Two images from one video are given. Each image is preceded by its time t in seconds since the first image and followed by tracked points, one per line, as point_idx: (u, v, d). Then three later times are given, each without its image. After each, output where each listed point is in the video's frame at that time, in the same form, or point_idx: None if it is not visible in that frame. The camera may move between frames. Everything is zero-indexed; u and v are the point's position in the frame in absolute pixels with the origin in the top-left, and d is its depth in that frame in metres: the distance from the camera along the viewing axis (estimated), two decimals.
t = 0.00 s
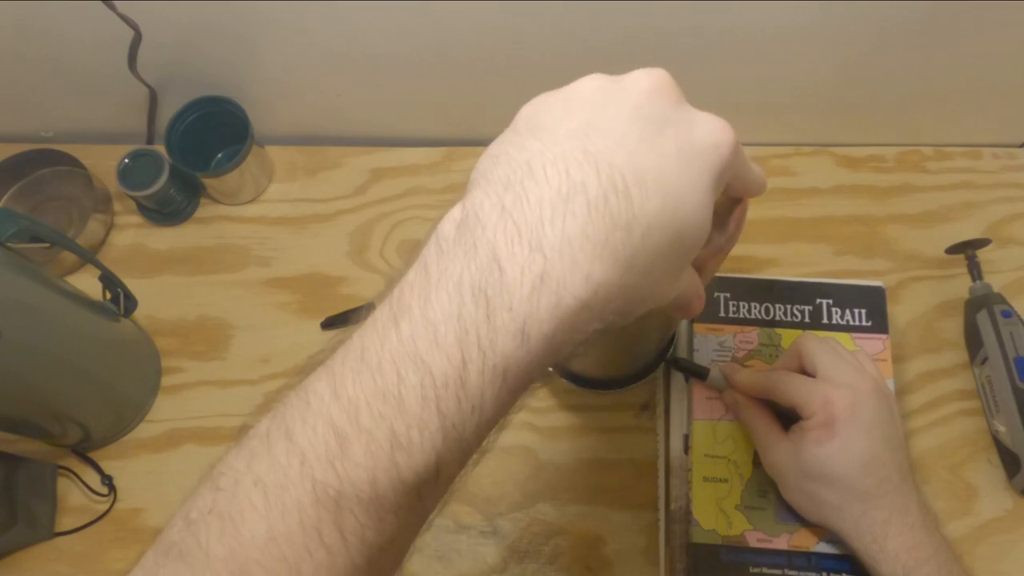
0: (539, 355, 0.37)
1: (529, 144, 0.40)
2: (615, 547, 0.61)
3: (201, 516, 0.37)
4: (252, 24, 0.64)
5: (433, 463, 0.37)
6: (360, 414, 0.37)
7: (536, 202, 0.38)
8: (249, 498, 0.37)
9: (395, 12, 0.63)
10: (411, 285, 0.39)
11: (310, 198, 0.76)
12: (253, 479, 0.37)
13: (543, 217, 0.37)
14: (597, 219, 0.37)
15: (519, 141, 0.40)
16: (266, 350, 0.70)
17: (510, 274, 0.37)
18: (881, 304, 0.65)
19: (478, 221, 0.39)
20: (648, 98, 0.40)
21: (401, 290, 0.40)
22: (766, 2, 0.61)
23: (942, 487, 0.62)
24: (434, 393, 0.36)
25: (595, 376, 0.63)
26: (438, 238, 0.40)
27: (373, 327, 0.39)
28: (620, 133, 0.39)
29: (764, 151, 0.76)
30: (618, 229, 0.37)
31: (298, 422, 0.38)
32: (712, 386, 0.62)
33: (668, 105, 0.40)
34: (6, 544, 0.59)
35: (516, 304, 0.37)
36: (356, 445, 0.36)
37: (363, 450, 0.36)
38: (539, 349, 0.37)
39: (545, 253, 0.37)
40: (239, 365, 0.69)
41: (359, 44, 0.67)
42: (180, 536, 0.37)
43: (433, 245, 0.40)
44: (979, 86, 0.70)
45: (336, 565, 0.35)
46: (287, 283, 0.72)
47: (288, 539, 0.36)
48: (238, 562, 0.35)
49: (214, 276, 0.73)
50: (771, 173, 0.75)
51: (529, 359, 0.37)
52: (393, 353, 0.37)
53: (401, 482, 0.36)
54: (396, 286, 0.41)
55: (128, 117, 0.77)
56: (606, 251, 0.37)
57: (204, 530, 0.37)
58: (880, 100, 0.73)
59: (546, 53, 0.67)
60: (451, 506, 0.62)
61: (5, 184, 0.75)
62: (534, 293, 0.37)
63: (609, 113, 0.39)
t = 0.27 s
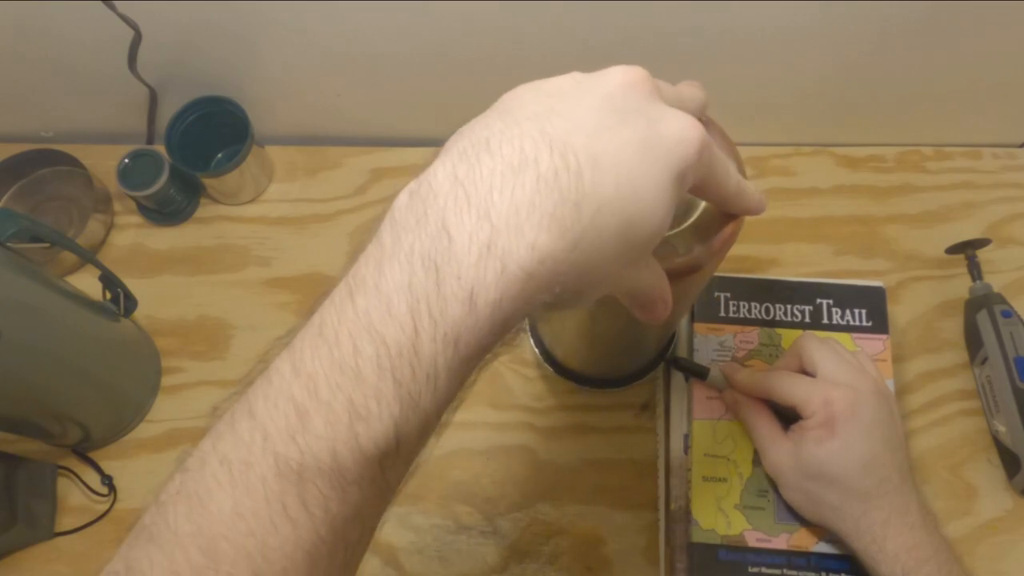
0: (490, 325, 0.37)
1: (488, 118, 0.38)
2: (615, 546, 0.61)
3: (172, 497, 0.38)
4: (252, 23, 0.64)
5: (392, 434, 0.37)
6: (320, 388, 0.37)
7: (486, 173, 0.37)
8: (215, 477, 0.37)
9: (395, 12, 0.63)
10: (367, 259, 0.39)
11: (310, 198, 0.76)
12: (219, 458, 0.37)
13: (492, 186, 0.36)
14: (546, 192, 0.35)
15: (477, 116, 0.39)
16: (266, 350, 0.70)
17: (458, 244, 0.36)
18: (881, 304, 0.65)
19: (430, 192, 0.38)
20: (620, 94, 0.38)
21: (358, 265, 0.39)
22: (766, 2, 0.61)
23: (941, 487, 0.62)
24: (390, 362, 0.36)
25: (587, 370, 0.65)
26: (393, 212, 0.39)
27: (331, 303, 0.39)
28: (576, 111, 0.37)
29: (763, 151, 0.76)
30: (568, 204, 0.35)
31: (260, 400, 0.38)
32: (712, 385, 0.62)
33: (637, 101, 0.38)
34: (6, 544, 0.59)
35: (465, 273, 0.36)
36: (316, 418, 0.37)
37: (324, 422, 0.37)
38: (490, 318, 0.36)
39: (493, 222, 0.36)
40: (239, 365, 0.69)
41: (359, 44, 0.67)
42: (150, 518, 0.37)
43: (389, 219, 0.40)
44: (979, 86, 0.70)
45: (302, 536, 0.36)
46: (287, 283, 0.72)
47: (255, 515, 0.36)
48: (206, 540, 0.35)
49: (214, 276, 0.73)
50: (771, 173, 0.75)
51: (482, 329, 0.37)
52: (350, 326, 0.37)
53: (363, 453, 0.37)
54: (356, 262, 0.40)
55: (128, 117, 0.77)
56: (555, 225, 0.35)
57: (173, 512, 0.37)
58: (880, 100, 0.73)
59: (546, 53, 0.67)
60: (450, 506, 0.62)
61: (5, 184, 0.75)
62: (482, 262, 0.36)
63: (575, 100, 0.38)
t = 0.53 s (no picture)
0: (501, 357, 0.38)
1: (496, 149, 0.40)
2: (615, 546, 0.61)
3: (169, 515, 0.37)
4: (252, 23, 0.64)
5: (397, 462, 0.37)
6: (323, 414, 0.36)
7: (500, 208, 0.38)
8: (214, 497, 0.36)
9: (395, 12, 0.63)
10: (374, 284, 0.38)
11: (310, 198, 0.76)
12: (219, 476, 0.37)
13: (507, 223, 0.37)
14: (558, 229, 0.37)
15: (485, 147, 0.40)
16: (266, 350, 0.70)
17: (471, 277, 0.37)
18: (881, 304, 0.65)
19: (440, 223, 0.38)
20: (623, 113, 0.39)
21: (364, 288, 0.39)
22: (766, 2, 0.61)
23: (941, 487, 0.62)
24: (397, 393, 0.36)
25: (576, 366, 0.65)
26: (401, 236, 0.39)
27: (335, 326, 0.38)
28: (585, 142, 0.39)
29: (763, 151, 0.76)
30: (578, 241, 0.37)
31: (262, 420, 0.38)
32: (712, 385, 0.62)
33: (637, 119, 0.39)
34: (6, 544, 0.59)
35: (480, 309, 0.37)
36: (320, 442, 0.36)
37: (327, 448, 0.36)
38: (501, 351, 0.37)
39: (509, 260, 0.37)
40: (239, 365, 0.69)
41: (359, 44, 0.67)
42: (145, 533, 0.37)
43: (394, 245, 0.40)
44: (979, 86, 0.70)
45: (302, 561, 0.35)
46: (287, 283, 0.72)
47: (253, 536, 0.35)
48: (203, 560, 0.35)
49: (214, 276, 0.73)
50: (771, 173, 0.75)
51: (492, 360, 0.37)
52: (356, 352, 0.37)
53: (366, 479, 0.36)
54: (361, 284, 0.40)
55: (128, 117, 0.77)
56: (567, 261, 0.37)
57: (170, 530, 0.36)
58: (880, 100, 0.73)
59: (546, 53, 0.67)
60: (451, 506, 0.62)
61: (5, 184, 0.75)
62: (495, 299, 0.37)
63: (580, 123, 0.39)
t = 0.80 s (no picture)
0: (573, 400, 0.39)
1: (557, 183, 0.41)
2: (615, 546, 0.61)
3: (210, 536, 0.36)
4: (253, 23, 0.64)
5: (461, 499, 0.37)
6: (391, 450, 0.36)
7: (576, 251, 0.39)
8: (266, 521, 0.36)
9: (395, 12, 0.63)
10: (443, 323, 0.39)
11: (310, 198, 0.76)
12: (271, 502, 0.36)
13: (585, 270, 0.39)
14: (634, 271, 0.39)
15: (544, 181, 0.41)
16: (266, 350, 0.70)
17: (554, 325, 0.38)
18: (881, 305, 0.65)
19: (514, 266, 0.39)
20: (655, 114, 0.41)
21: (430, 325, 0.39)
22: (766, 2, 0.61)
23: (942, 487, 0.62)
24: (472, 436, 0.37)
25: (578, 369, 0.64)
26: (468, 275, 0.40)
27: (400, 360, 0.38)
28: (647, 172, 0.40)
29: (763, 151, 0.76)
30: (650, 282, 0.39)
31: (319, 451, 0.37)
32: (712, 386, 0.62)
33: (671, 113, 0.41)
34: (6, 544, 0.59)
35: (561, 356, 0.38)
36: (387, 480, 0.36)
37: (393, 485, 0.36)
38: (571, 394, 0.39)
39: (589, 307, 0.38)
40: (239, 364, 0.69)
41: (359, 44, 0.67)
42: (171, 545, 0.37)
43: (461, 283, 0.40)
44: (979, 86, 0.70)
45: None
46: (287, 282, 0.72)
47: (308, 565, 0.35)
48: None
49: (214, 276, 0.73)
50: (770, 173, 0.75)
51: (563, 402, 0.38)
52: (429, 393, 0.37)
53: (430, 517, 0.37)
54: (421, 318, 0.40)
55: (128, 117, 0.77)
56: (641, 303, 0.39)
57: (216, 549, 0.36)
58: (880, 100, 0.73)
59: (546, 53, 0.67)
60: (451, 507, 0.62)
61: (5, 184, 0.75)
62: (579, 345, 0.38)
63: (630, 138, 0.41)
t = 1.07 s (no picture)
0: (591, 395, 0.40)
1: (572, 181, 0.42)
2: (615, 546, 0.61)
3: (226, 531, 0.36)
4: (253, 23, 0.64)
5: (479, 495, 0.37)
6: (409, 445, 0.37)
7: (591, 247, 0.40)
8: (284, 516, 0.36)
9: (395, 12, 0.63)
10: (461, 320, 0.39)
11: (310, 198, 0.76)
12: (288, 497, 0.36)
13: (602, 265, 0.40)
14: (650, 265, 0.40)
15: (559, 179, 0.43)
16: (266, 350, 0.70)
17: (572, 320, 0.39)
18: (881, 305, 0.65)
19: (531, 263, 0.40)
20: (668, 111, 0.43)
21: (448, 320, 0.40)
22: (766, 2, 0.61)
23: (942, 487, 0.62)
24: (490, 430, 0.37)
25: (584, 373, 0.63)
26: (486, 273, 0.41)
27: (419, 355, 0.39)
28: (660, 166, 0.42)
29: (763, 151, 0.76)
30: (665, 274, 0.40)
31: (336, 446, 0.37)
32: (712, 386, 0.62)
33: (682, 110, 0.43)
34: (6, 544, 0.59)
35: (579, 351, 0.39)
36: (405, 475, 0.36)
37: (411, 480, 0.36)
38: (589, 388, 0.39)
39: (607, 303, 0.39)
40: (239, 364, 0.69)
41: (359, 44, 0.67)
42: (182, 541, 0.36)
43: (480, 280, 0.41)
44: (979, 86, 0.70)
45: None
46: (287, 282, 0.72)
47: (326, 560, 0.35)
48: None
49: (214, 276, 0.73)
50: (770, 173, 0.75)
51: (580, 397, 0.39)
52: (448, 387, 0.38)
53: (447, 512, 0.37)
54: (439, 314, 0.40)
55: (128, 117, 0.77)
56: (656, 295, 0.40)
57: (233, 543, 0.35)
58: (880, 100, 0.73)
59: (546, 53, 0.67)
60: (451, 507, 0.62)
61: (5, 184, 0.75)
62: (596, 339, 0.39)
63: (644, 137, 0.42)
